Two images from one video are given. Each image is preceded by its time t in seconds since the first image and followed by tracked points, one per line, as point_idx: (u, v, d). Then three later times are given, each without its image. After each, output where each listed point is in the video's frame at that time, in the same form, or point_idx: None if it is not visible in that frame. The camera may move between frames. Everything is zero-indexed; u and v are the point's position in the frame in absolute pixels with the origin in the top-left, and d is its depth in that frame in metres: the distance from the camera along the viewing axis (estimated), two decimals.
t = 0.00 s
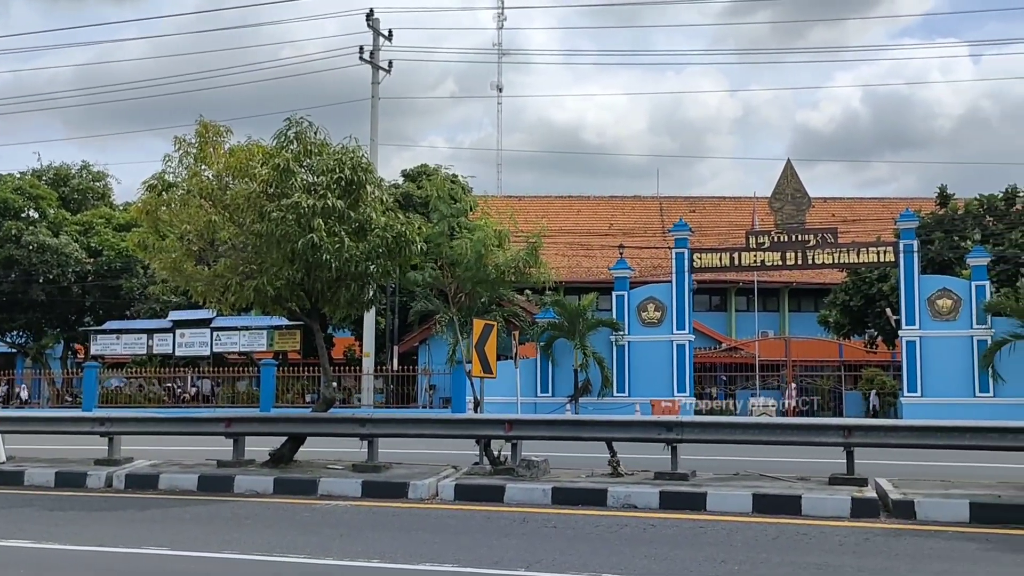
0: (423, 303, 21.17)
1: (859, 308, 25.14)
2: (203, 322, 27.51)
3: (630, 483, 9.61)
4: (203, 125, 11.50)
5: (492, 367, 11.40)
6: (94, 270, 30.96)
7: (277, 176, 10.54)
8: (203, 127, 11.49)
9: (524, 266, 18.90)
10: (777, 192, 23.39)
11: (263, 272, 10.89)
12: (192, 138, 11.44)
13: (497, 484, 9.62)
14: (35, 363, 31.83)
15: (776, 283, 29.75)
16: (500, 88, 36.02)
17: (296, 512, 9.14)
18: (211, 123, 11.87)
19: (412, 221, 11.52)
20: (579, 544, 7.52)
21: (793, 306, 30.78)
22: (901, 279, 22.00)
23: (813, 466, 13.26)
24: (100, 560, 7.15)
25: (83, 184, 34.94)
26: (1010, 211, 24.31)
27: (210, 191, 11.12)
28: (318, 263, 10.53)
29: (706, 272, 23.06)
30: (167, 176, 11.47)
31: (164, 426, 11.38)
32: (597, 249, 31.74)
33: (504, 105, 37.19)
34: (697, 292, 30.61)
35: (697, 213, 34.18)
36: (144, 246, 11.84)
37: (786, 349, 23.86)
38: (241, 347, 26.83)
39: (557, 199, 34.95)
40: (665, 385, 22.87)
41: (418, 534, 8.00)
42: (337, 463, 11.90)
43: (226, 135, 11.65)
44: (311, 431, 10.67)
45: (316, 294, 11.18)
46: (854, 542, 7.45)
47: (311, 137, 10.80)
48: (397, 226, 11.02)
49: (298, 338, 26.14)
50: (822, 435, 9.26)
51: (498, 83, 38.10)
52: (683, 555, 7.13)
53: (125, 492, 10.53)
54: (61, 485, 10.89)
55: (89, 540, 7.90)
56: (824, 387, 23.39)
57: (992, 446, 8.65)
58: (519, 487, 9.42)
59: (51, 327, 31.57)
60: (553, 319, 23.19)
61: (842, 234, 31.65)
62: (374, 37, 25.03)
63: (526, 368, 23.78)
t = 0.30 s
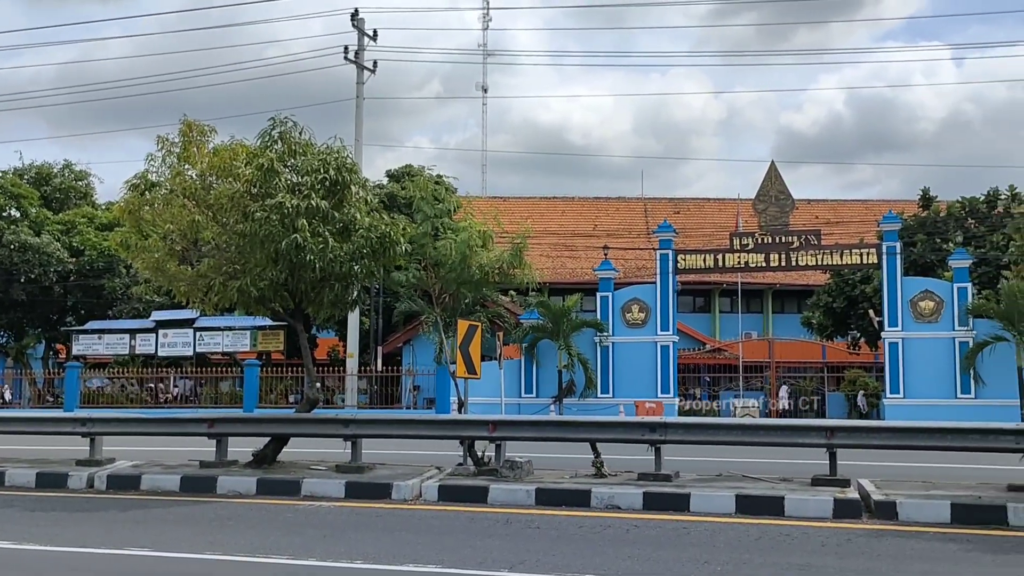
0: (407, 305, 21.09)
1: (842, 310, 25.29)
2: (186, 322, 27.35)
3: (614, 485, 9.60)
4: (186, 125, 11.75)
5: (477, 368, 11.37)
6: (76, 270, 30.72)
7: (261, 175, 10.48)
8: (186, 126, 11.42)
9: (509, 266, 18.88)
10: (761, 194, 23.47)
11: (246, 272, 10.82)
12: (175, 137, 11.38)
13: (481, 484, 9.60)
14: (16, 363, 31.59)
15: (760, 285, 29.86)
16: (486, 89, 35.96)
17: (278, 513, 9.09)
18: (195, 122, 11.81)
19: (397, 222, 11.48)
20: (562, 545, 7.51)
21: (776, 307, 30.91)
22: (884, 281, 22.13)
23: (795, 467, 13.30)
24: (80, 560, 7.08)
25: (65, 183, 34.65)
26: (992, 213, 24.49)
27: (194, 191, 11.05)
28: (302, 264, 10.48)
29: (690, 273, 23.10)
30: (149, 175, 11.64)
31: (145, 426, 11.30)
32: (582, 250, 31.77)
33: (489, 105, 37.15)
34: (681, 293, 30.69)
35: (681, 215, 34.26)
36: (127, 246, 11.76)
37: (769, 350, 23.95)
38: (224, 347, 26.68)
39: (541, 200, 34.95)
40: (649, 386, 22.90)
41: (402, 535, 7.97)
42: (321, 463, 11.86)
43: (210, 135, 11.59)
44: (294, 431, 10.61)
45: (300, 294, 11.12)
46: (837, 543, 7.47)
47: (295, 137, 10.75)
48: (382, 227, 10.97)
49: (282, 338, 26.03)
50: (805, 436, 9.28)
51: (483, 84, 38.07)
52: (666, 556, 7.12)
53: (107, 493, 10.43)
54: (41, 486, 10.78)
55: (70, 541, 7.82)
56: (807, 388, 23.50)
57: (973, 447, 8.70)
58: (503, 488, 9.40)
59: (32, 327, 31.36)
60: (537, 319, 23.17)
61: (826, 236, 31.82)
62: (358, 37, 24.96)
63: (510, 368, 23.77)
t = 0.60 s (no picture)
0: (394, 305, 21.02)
1: (828, 311, 25.42)
2: (172, 322, 27.22)
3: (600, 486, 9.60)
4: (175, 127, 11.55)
5: (463, 369, 11.35)
6: (61, 270, 30.55)
7: (247, 176, 10.43)
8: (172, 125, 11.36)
9: (495, 267, 18.86)
10: (747, 196, 23.53)
11: (233, 272, 10.77)
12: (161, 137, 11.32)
13: (467, 485, 9.58)
14: None
15: (746, 286, 29.95)
16: (472, 90, 35.97)
17: (264, 514, 9.05)
18: (181, 122, 11.75)
19: (384, 222, 11.44)
20: (548, 546, 7.51)
21: (762, 309, 31.01)
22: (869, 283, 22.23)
23: (780, 468, 13.34)
24: (63, 562, 7.02)
25: (50, 182, 34.44)
26: (977, 216, 24.63)
27: (180, 191, 10.99)
28: (288, 264, 10.43)
29: (677, 275, 23.15)
30: (135, 175, 11.45)
31: (130, 427, 11.22)
32: (568, 252, 31.81)
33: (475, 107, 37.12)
34: (667, 295, 30.76)
35: (668, 216, 34.33)
36: (112, 246, 11.69)
37: (755, 351, 24.02)
38: (210, 348, 26.58)
39: (528, 201, 34.96)
40: (635, 387, 22.92)
41: (388, 536, 7.94)
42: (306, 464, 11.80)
43: (196, 134, 11.53)
44: (280, 432, 10.55)
45: (286, 294, 11.06)
46: (822, 544, 7.49)
47: (282, 137, 10.70)
48: (369, 228, 10.93)
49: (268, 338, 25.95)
50: (791, 437, 9.30)
51: (470, 85, 38.10)
52: (652, 557, 7.12)
53: (91, 494, 10.36)
54: (25, 487, 10.70)
55: (54, 542, 7.76)
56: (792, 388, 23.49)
57: (958, 448, 8.74)
58: (489, 489, 9.37)
59: (15, 327, 31.29)
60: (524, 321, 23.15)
61: (812, 237, 31.95)
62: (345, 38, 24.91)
63: (496, 369, 23.75)
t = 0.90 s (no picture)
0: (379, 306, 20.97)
1: (813, 312, 25.53)
2: (156, 322, 27.07)
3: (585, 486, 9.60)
4: (156, 125, 11.38)
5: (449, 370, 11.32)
6: (44, 270, 30.30)
7: (232, 175, 10.38)
8: (156, 125, 11.29)
9: (481, 267, 18.84)
10: (733, 197, 23.60)
11: (217, 272, 10.70)
12: (145, 136, 11.25)
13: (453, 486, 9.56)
14: None
15: (731, 287, 30.03)
16: (459, 91, 35.98)
17: (248, 515, 9.01)
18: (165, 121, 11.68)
19: (370, 223, 11.40)
20: (535, 547, 7.50)
21: (748, 310, 31.11)
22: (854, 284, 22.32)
23: (765, 469, 13.37)
24: (44, 563, 6.96)
25: (33, 181, 34.17)
26: (961, 218, 24.80)
27: (164, 191, 10.92)
28: (274, 264, 10.38)
29: (663, 276, 23.19)
30: (119, 175, 11.32)
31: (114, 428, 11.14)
32: (554, 252, 31.82)
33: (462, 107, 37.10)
34: (653, 296, 30.83)
35: (654, 218, 34.40)
36: (95, 245, 11.60)
37: (740, 352, 24.09)
38: (195, 348, 26.44)
39: (514, 202, 34.96)
40: (620, 388, 22.95)
41: (374, 537, 7.91)
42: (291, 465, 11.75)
43: (180, 134, 11.46)
44: (265, 433, 10.50)
45: (271, 295, 11.01)
46: (806, 544, 7.51)
47: (267, 137, 10.65)
48: (355, 228, 10.88)
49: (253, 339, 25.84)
50: (775, 438, 9.33)
51: (456, 86, 38.09)
52: (638, 558, 7.13)
53: (75, 495, 10.28)
54: (7, 488, 10.60)
55: (36, 544, 7.69)
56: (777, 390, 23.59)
57: (941, 449, 8.79)
58: (475, 490, 9.36)
59: None
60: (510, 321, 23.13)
61: (796, 239, 32.09)
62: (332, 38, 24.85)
63: (482, 370, 23.72)
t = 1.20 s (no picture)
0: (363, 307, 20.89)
1: (796, 314, 25.67)
2: (139, 321, 26.92)
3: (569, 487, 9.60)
4: (139, 123, 11.34)
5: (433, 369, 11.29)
6: (26, 269, 30.06)
7: (216, 175, 10.33)
8: (140, 124, 11.23)
9: (466, 268, 18.82)
10: (717, 199, 23.69)
11: (201, 271, 10.64)
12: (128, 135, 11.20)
13: (437, 486, 9.53)
14: None
15: (715, 288, 30.14)
16: (445, 91, 35.95)
17: (231, 515, 8.96)
18: (149, 120, 11.61)
19: (355, 223, 11.37)
20: (519, 547, 7.49)
21: (732, 311, 31.24)
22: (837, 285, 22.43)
23: (749, 469, 13.41)
24: (24, 564, 6.89)
25: (15, 180, 33.88)
26: (943, 220, 25.11)
27: (147, 190, 10.85)
28: (258, 264, 10.33)
29: (647, 276, 23.25)
30: (102, 174, 11.25)
31: (95, 428, 11.03)
32: (539, 253, 31.84)
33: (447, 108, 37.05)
34: (637, 297, 30.91)
35: (638, 218, 34.48)
36: (77, 245, 11.51)
37: (725, 353, 24.17)
38: (178, 348, 26.30)
39: (499, 202, 34.96)
40: (604, 388, 22.97)
41: (356, 538, 7.88)
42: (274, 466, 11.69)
43: (164, 133, 11.40)
44: (248, 433, 10.44)
45: (254, 294, 10.95)
46: (789, 545, 7.54)
47: (251, 136, 10.61)
48: (339, 228, 10.85)
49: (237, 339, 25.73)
50: (758, 439, 9.35)
51: (441, 87, 38.06)
52: (620, 558, 7.13)
53: (56, 495, 10.19)
54: None
55: (17, 544, 7.62)
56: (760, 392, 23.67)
57: (923, 450, 8.84)
58: (459, 490, 9.33)
59: None
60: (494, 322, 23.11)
61: (780, 240, 32.25)
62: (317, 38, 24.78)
63: (467, 370, 23.70)
